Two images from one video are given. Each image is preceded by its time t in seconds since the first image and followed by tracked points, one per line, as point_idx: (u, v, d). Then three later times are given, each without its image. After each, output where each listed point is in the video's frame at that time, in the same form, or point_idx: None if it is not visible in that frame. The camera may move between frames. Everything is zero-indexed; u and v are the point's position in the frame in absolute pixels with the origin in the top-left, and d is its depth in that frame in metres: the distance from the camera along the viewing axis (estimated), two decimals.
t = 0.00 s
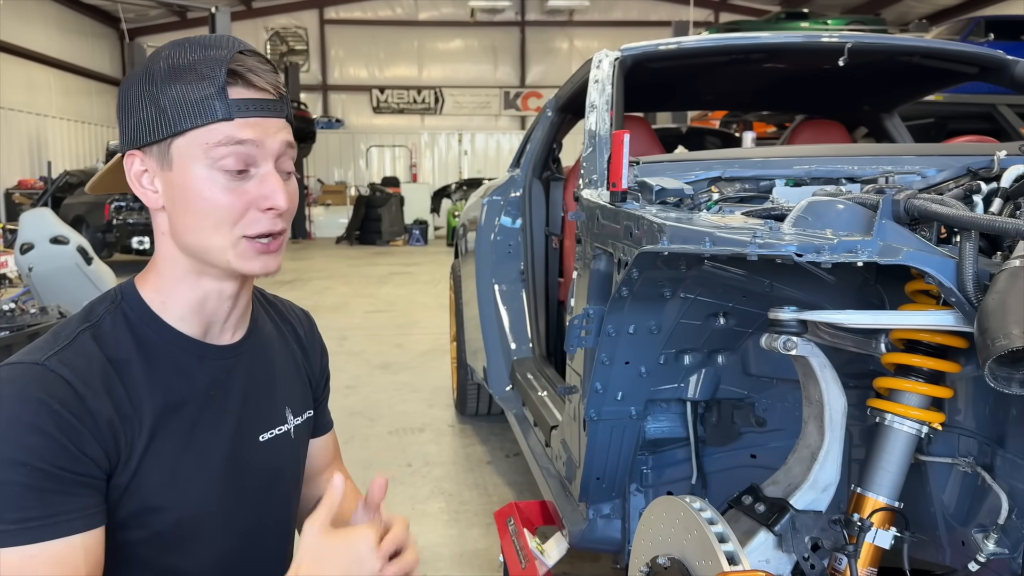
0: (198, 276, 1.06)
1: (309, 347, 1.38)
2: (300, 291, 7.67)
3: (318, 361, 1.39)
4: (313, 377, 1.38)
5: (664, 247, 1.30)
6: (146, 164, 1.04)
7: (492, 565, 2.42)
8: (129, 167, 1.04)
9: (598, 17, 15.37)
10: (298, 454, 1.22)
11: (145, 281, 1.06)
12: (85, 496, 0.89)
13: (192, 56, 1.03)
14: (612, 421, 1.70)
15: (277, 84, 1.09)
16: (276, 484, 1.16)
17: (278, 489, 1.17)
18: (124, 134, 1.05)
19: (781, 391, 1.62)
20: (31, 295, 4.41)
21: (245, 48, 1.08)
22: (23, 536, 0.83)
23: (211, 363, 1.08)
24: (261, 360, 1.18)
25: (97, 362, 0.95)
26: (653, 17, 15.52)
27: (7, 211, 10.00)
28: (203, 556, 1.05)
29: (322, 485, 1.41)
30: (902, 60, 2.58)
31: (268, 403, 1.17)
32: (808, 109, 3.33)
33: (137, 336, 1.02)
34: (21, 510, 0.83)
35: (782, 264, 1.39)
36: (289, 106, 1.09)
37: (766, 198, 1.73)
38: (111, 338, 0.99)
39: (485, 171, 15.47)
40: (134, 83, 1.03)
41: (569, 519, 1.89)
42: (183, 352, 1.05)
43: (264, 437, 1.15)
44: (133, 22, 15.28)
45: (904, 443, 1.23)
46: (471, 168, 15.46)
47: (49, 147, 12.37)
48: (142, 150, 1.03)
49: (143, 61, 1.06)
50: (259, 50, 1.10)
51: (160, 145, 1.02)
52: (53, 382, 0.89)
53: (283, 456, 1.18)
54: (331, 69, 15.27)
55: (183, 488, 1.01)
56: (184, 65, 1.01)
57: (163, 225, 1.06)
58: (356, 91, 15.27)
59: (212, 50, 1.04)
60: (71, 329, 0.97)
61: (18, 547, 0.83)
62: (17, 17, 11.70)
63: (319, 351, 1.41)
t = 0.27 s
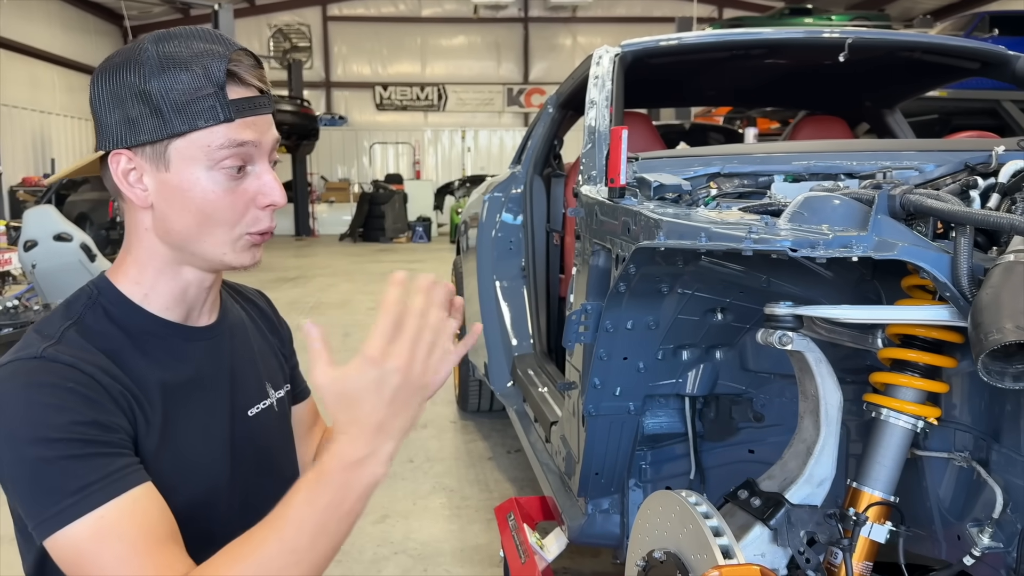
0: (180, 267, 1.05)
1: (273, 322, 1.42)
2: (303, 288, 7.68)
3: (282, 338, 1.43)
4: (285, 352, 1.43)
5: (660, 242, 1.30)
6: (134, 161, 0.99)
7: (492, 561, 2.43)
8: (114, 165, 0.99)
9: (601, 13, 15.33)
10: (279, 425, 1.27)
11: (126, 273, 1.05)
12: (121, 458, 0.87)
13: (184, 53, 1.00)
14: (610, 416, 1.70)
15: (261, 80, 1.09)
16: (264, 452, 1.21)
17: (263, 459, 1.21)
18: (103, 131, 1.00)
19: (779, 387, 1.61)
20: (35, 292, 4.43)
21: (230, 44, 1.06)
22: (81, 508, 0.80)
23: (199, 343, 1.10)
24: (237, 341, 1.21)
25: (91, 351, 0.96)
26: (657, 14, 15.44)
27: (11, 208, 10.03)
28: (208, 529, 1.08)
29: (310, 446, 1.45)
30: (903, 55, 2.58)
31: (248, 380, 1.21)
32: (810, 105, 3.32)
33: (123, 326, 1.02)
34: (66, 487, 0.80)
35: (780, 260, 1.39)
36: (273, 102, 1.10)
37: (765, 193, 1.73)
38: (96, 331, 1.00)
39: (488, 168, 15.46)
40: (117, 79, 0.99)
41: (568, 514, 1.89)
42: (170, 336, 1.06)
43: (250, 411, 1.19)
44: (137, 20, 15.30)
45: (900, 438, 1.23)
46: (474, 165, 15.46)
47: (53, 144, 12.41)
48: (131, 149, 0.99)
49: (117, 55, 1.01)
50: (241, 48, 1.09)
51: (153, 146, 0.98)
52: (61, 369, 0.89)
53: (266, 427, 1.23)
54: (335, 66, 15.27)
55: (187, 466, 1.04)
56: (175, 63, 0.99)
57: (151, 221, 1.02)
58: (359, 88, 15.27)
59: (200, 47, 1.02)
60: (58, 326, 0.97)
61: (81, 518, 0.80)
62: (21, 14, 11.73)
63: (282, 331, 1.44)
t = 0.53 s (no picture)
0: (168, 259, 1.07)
1: (270, 320, 1.44)
2: (307, 284, 7.70)
3: (278, 334, 1.44)
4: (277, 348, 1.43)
5: (658, 237, 1.31)
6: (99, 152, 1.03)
7: (494, 555, 2.44)
8: (86, 157, 1.04)
9: (605, 9, 15.32)
10: (277, 421, 1.28)
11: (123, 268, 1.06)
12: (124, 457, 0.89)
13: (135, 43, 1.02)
14: (610, 411, 1.71)
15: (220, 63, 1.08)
16: (265, 448, 1.21)
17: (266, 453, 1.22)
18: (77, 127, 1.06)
19: (778, 381, 1.63)
20: (40, 288, 4.46)
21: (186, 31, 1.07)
22: (83, 505, 0.83)
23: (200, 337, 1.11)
24: (237, 336, 1.21)
25: (95, 345, 0.96)
26: (661, 9, 15.38)
27: (17, 205, 10.08)
28: (213, 523, 1.08)
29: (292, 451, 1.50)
30: (905, 50, 2.58)
31: (247, 373, 1.22)
32: (812, 100, 3.32)
33: (124, 319, 1.03)
34: (70, 484, 0.83)
35: (778, 254, 1.39)
36: (235, 87, 1.09)
37: (764, 188, 1.73)
38: (99, 322, 1.00)
39: (492, 164, 15.46)
40: (81, 75, 1.03)
41: (569, 508, 1.89)
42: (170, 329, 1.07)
43: (250, 407, 1.20)
44: (141, 16, 15.33)
45: (897, 431, 1.24)
46: (478, 161, 15.46)
47: (58, 141, 12.45)
48: (98, 141, 1.03)
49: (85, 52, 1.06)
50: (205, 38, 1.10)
51: (111, 136, 1.01)
52: (65, 363, 0.90)
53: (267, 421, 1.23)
54: (338, 63, 15.27)
55: (189, 462, 1.04)
56: (126, 53, 1.01)
57: (127, 211, 1.06)
58: (363, 84, 15.27)
59: (156, 37, 1.04)
60: (61, 319, 0.97)
61: (86, 514, 0.83)
62: (26, 12, 11.76)
63: (274, 329, 1.44)
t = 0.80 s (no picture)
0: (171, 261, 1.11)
1: (299, 329, 1.43)
2: (314, 282, 7.72)
3: (306, 341, 1.44)
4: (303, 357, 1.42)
5: (663, 237, 1.31)
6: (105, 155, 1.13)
7: (499, 553, 2.45)
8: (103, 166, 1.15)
9: (611, 6, 15.28)
10: (292, 433, 1.26)
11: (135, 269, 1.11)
12: (91, 476, 0.91)
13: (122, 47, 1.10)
14: (615, 410, 1.71)
15: (199, 55, 1.11)
16: (273, 461, 1.19)
17: (276, 465, 1.20)
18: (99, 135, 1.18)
19: (783, 380, 1.62)
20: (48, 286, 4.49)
21: (171, 28, 1.12)
22: (42, 515, 0.86)
23: (201, 345, 1.11)
24: (251, 344, 1.21)
25: (94, 348, 0.98)
26: (667, 7, 15.34)
27: (25, 204, 10.14)
28: (210, 530, 1.08)
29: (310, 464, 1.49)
30: (912, 49, 2.57)
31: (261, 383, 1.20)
32: (818, 98, 3.31)
33: (128, 322, 1.05)
34: (32, 492, 0.86)
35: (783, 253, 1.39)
36: (216, 76, 1.12)
37: (770, 187, 1.73)
38: (107, 322, 1.03)
39: (498, 161, 15.46)
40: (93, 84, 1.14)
41: (575, 506, 1.89)
42: (168, 333, 1.08)
43: (262, 417, 1.18)
44: (147, 15, 15.37)
45: (902, 431, 1.24)
46: (484, 159, 15.46)
47: (66, 139, 12.52)
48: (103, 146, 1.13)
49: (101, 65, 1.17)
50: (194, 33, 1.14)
51: (104, 138, 1.11)
52: (56, 367, 0.91)
53: (279, 431, 1.21)
54: (344, 61, 15.29)
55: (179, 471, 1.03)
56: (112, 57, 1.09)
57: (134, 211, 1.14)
58: (369, 82, 15.29)
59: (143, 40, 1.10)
60: (68, 317, 1.00)
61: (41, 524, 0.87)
62: (34, 11, 11.82)
63: (306, 337, 1.44)
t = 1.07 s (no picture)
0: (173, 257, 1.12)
1: (314, 329, 1.41)
2: (318, 280, 7.75)
3: (322, 343, 1.42)
4: (317, 358, 1.40)
5: (663, 233, 1.31)
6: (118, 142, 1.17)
7: (502, 550, 2.46)
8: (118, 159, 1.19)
9: (615, 5, 15.27)
10: (296, 433, 1.24)
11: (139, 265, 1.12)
12: (67, 459, 0.90)
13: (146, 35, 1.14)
14: (616, 406, 1.72)
15: (214, 50, 1.13)
16: (271, 459, 1.17)
17: (275, 465, 1.18)
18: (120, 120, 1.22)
19: (783, 377, 1.62)
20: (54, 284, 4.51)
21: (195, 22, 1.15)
22: (17, 499, 0.84)
23: (199, 339, 1.11)
24: (254, 340, 1.19)
25: (85, 339, 0.98)
26: (672, 5, 15.34)
27: (31, 201, 10.18)
28: (202, 526, 1.07)
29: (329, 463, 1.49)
30: (914, 47, 2.57)
31: (263, 380, 1.18)
32: (821, 96, 3.31)
33: (126, 315, 1.06)
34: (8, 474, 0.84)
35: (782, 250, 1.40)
36: (228, 72, 1.14)
37: (771, 184, 1.73)
38: (105, 314, 1.04)
39: (502, 160, 15.48)
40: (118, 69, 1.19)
41: (576, 502, 1.89)
42: (163, 328, 1.08)
43: (261, 415, 1.16)
44: (153, 13, 15.42)
45: (901, 426, 1.24)
46: (488, 158, 15.47)
47: (71, 138, 12.57)
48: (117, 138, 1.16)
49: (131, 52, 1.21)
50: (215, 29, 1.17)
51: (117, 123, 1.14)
52: (43, 355, 0.92)
53: (280, 430, 1.19)
54: (349, 59, 15.31)
55: (167, 465, 1.03)
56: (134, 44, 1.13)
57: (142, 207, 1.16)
58: (373, 81, 15.31)
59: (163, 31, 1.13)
60: (66, 307, 1.01)
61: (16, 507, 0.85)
62: (40, 9, 11.87)
63: (323, 338, 1.43)
